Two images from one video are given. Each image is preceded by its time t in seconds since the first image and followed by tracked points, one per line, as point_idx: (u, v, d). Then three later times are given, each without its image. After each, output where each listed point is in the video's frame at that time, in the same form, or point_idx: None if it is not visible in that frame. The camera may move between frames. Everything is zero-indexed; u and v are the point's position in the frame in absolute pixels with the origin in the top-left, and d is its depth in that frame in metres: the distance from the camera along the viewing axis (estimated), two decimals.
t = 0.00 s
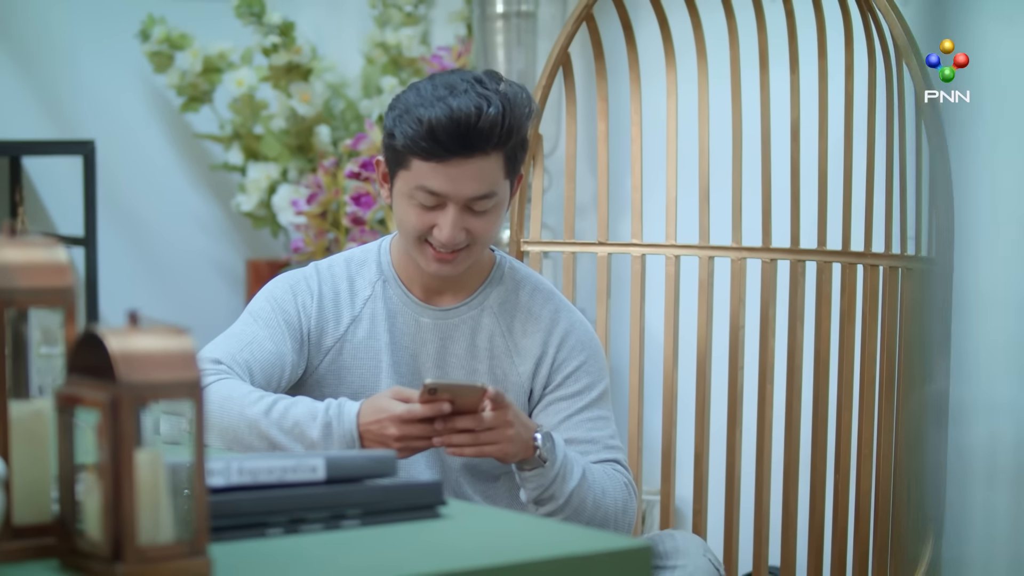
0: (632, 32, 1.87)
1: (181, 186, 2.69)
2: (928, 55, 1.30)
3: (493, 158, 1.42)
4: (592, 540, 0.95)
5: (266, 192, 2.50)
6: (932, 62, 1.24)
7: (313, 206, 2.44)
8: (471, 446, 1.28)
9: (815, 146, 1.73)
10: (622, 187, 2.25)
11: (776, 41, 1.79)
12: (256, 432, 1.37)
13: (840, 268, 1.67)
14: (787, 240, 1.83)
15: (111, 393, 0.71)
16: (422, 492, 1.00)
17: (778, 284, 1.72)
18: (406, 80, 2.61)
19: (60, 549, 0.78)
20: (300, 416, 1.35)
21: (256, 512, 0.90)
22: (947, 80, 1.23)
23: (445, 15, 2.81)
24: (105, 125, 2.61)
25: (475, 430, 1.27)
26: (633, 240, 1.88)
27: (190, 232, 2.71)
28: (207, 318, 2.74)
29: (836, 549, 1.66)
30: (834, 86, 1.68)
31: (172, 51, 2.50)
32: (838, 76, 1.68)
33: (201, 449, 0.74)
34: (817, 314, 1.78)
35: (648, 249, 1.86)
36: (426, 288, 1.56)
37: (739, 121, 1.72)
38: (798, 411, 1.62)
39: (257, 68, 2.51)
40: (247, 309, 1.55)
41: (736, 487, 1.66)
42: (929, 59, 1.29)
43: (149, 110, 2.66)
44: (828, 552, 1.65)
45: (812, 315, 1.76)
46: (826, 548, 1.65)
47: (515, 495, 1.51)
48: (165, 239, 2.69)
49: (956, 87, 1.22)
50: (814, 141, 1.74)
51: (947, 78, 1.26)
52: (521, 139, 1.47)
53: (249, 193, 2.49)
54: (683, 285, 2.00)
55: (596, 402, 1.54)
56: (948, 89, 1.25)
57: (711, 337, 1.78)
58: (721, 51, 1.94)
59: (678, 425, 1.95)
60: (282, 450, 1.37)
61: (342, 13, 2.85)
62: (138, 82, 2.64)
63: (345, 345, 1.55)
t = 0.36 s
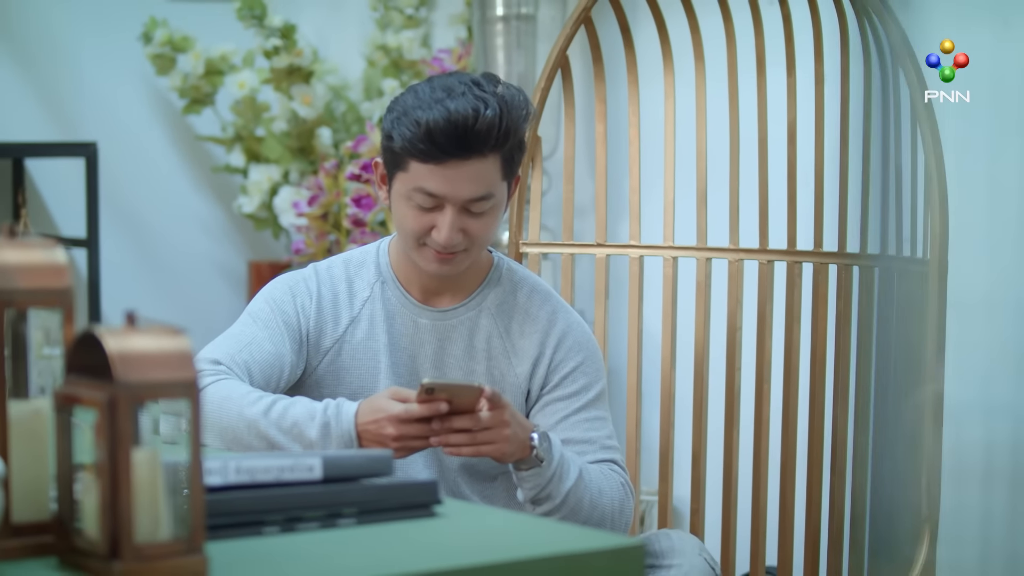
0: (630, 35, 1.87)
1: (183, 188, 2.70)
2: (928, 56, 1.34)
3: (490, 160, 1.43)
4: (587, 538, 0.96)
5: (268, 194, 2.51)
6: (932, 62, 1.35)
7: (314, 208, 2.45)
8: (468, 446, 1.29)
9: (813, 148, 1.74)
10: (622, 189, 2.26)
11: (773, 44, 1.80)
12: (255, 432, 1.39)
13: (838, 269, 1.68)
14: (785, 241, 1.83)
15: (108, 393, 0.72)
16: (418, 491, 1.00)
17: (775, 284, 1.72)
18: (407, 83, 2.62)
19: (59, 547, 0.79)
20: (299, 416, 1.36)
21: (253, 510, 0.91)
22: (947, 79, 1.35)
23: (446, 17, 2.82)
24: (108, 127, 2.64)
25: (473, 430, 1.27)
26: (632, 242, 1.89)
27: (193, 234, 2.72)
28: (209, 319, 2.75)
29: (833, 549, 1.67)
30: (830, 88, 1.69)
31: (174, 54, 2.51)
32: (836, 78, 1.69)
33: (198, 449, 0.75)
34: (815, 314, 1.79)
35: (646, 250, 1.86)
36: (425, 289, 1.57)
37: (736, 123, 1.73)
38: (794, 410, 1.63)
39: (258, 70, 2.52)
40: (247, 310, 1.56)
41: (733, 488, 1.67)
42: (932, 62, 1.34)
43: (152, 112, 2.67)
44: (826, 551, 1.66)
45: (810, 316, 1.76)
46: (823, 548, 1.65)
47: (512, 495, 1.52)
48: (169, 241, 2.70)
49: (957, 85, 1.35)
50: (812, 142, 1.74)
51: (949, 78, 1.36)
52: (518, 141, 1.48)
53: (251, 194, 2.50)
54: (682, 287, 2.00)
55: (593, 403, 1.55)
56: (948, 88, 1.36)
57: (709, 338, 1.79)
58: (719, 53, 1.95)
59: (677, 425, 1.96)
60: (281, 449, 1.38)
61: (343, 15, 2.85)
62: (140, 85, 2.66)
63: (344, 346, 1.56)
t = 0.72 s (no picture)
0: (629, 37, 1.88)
1: (186, 189, 2.71)
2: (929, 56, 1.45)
3: (489, 160, 1.43)
4: (582, 535, 0.96)
5: (271, 194, 2.52)
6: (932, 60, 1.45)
7: (316, 209, 2.46)
8: (466, 444, 1.30)
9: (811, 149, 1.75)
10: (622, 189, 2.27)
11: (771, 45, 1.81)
12: (255, 430, 1.40)
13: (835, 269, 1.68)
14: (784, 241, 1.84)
15: (106, 392, 0.73)
16: (414, 489, 0.99)
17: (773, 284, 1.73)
18: (408, 84, 2.63)
19: (58, 544, 0.79)
20: (298, 415, 1.37)
21: (250, 508, 0.89)
22: (948, 78, 1.44)
23: (448, 19, 2.83)
24: (111, 128, 2.66)
25: (471, 429, 1.28)
26: (631, 242, 1.90)
27: (196, 235, 2.73)
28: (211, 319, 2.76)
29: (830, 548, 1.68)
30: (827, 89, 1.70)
31: (177, 56, 2.53)
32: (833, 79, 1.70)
33: (195, 447, 0.76)
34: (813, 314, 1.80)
35: (645, 251, 1.87)
36: (423, 289, 1.58)
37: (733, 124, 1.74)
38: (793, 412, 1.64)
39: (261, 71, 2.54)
40: (247, 310, 1.57)
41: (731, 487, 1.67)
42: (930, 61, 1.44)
43: (155, 112, 2.68)
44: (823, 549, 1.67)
45: (808, 317, 1.77)
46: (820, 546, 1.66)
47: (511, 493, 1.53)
48: (172, 241, 2.71)
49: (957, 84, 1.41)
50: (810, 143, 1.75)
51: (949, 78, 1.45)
52: (516, 141, 1.49)
53: (253, 195, 2.52)
54: (681, 287, 2.01)
55: (591, 402, 1.56)
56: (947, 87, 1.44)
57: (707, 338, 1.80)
58: (718, 55, 1.96)
59: (675, 425, 1.97)
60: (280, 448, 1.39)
61: (345, 16, 2.86)
62: (143, 86, 2.67)
63: (343, 346, 1.57)
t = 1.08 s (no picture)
0: (626, 37, 1.89)
1: (187, 189, 2.73)
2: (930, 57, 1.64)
3: (483, 152, 1.44)
4: (576, 530, 0.97)
5: (271, 194, 2.53)
6: (933, 61, 1.65)
7: (316, 208, 2.46)
8: (462, 442, 1.30)
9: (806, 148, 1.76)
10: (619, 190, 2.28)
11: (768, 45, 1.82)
12: (252, 428, 1.40)
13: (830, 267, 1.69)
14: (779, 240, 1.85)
15: (103, 389, 0.74)
16: (409, 486, 0.99)
17: (768, 283, 1.74)
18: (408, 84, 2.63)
19: (54, 540, 0.80)
20: (295, 412, 1.37)
21: (245, 504, 0.90)
22: (949, 78, 1.62)
23: (447, 19, 2.84)
24: (112, 128, 2.67)
25: (467, 426, 1.29)
26: (627, 241, 1.91)
27: (196, 234, 2.74)
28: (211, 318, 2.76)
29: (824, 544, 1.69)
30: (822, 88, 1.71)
31: (177, 56, 2.54)
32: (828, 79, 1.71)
33: (191, 443, 0.77)
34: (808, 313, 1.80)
35: (641, 250, 1.88)
36: (421, 287, 1.59)
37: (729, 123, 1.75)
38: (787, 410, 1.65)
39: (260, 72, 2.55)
40: (244, 309, 1.58)
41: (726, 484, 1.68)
42: (932, 62, 1.63)
43: (155, 112, 2.69)
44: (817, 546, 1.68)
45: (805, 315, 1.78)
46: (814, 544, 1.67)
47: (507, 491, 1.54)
48: (173, 240, 2.73)
49: (956, 86, 1.62)
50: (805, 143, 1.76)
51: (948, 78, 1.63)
52: (509, 133, 1.50)
53: (253, 195, 2.53)
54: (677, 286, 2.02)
55: (587, 400, 1.57)
56: (948, 87, 1.63)
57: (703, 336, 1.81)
58: (714, 55, 1.97)
59: (672, 423, 1.98)
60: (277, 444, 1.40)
61: (345, 16, 2.87)
62: (144, 86, 2.68)
63: (341, 344, 1.58)
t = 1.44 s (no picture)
0: (625, 39, 1.89)
1: (188, 189, 2.74)
2: (930, 57, 1.63)
3: (479, 153, 1.45)
4: (570, 527, 0.98)
5: (272, 194, 2.54)
6: (932, 61, 1.64)
7: (316, 208, 2.47)
8: (458, 441, 1.31)
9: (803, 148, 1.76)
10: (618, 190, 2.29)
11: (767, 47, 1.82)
12: (251, 426, 1.41)
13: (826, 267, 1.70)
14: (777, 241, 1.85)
15: (100, 387, 0.75)
16: (405, 483, 0.99)
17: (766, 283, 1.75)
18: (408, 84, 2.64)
19: (53, 537, 0.80)
20: (294, 411, 1.38)
21: (243, 502, 0.90)
22: (948, 79, 1.62)
23: (447, 20, 2.85)
24: (114, 128, 2.68)
25: (463, 426, 1.29)
26: (626, 241, 1.91)
27: (197, 234, 2.75)
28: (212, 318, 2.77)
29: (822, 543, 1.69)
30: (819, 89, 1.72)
31: (179, 56, 2.56)
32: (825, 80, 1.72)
33: (187, 441, 0.77)
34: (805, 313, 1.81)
35: (639, 250, 1.88)
36: (419, 287, 1.60)
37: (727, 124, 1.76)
38: (783, 410, 1.66)
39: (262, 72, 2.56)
40: (244, 308, 1.59)
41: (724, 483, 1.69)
42: (931, 61, 1.63)
43: (157, 112, 2.70)
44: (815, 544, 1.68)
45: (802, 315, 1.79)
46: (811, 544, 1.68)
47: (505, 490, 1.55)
48: (174, 240, 2.73)
49: (956, 85, 1.62)
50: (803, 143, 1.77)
51: (949, 78, 1.63)
52: (506, 134, 1.51)
53: (254, 195, 2.53)
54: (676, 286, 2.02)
55: (584, 399, 1.58)
56: (948, 87, 1.62)
57: (700, 335, 1.82)
58: (713, 56, 1.97)
59: (670, 422, 1.98)
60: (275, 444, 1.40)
61: (346, 17, 2.88)
62: (146, 86, 2.69)
63: (339, 344, 1.60)
